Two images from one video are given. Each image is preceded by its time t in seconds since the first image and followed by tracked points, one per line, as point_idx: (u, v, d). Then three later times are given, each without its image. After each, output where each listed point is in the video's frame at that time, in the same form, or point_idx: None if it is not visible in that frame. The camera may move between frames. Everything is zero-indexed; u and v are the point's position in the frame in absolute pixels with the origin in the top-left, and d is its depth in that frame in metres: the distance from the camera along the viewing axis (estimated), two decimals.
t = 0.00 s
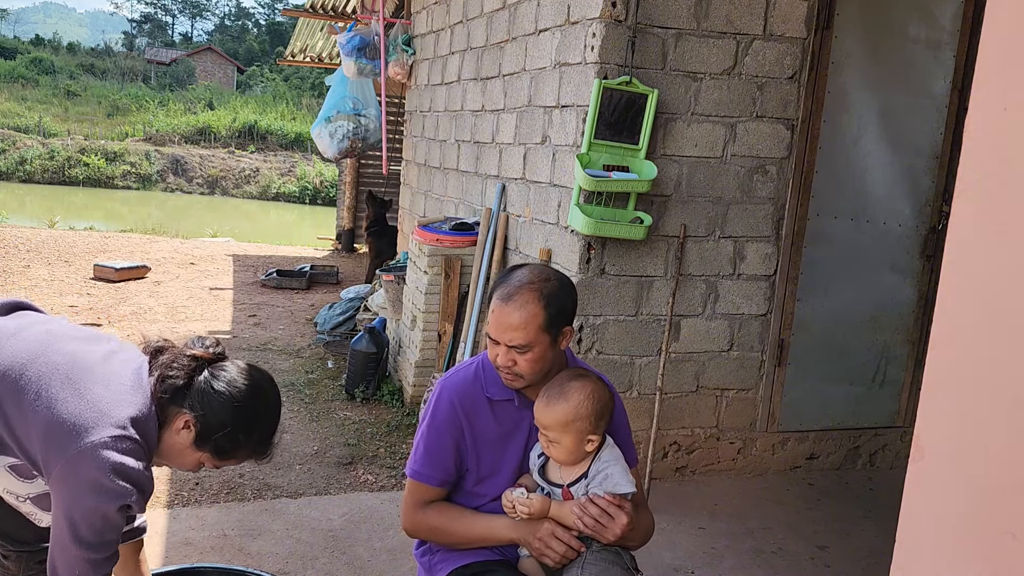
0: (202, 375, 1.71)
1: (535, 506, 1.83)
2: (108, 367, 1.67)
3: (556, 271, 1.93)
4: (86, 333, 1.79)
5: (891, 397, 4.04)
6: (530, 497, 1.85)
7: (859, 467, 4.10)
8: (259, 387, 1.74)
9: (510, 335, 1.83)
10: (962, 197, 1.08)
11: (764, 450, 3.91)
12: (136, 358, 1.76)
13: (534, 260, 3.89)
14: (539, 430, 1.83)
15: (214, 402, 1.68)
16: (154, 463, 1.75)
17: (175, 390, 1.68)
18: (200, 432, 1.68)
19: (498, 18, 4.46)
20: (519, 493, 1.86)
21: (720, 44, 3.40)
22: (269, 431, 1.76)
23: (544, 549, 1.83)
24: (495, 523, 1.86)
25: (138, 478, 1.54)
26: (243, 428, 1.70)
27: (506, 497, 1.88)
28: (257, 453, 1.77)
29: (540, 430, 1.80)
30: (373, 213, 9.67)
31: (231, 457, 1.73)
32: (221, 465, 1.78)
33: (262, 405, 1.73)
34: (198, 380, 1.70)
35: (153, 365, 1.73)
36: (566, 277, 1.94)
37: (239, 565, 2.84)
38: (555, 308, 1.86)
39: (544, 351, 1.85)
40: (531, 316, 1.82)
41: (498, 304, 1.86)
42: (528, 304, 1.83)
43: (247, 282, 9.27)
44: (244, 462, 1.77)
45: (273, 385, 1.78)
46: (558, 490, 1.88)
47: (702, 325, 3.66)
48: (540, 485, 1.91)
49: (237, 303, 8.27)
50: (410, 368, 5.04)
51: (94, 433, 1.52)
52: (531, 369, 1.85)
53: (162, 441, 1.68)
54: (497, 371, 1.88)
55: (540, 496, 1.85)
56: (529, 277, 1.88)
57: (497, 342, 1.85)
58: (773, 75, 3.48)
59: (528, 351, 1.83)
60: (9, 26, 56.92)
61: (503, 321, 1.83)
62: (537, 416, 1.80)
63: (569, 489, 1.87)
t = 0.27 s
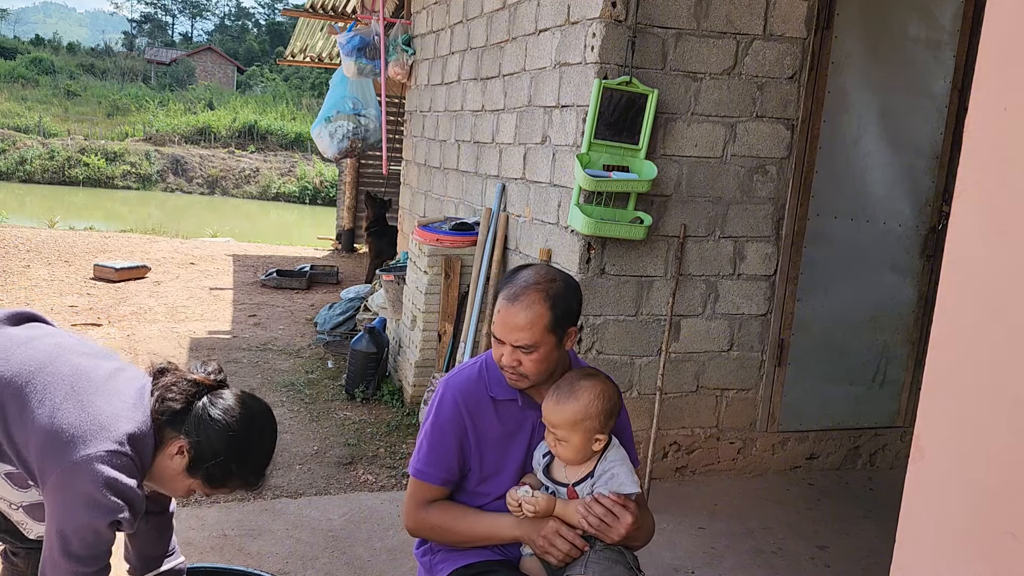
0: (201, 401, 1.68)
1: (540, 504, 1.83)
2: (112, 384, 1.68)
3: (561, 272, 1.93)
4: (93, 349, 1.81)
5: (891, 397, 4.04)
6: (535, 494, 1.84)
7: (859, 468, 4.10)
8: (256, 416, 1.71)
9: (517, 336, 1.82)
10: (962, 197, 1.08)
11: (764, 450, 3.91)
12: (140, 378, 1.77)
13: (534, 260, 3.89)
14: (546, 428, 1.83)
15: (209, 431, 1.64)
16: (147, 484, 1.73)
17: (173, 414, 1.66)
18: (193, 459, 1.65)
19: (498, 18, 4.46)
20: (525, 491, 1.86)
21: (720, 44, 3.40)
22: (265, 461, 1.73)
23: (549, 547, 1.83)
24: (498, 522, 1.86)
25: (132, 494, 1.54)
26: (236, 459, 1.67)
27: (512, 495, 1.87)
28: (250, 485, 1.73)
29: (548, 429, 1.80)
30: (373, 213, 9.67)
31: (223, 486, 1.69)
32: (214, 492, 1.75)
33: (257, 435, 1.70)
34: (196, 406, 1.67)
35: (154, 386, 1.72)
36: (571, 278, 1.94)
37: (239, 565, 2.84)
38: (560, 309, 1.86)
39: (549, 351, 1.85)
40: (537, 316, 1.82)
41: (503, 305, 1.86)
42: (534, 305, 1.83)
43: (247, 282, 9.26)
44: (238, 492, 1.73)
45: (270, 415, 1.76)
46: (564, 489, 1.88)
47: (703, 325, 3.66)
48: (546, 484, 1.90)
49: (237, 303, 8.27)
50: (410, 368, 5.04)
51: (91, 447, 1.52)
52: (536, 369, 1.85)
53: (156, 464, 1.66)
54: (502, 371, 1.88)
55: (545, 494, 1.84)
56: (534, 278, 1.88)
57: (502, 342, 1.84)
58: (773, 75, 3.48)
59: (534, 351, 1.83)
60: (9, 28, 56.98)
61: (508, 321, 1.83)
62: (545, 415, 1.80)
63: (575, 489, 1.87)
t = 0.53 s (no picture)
0: (199, 423, 1.65)
1: (545, 503, 1.82)
2: (114, 399, 1.68)
3: (563, 273, 1.94)
4: (102, 359, 1.82)
5: (891, 397, 4.04)
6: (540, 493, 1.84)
7: (859, 467, 4.10)
8: (254, 441, 1.67)
9: (520, 336, 1.82)
10: (962, 197, 1.08)
11: (764, 450, 3.91)
12: (145, 392, 1.76)
13: (534, 260, 3.89)
14: (552, 426, 1.83)
15: (204, 454, 1.61)
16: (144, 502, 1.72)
17: (169, 435, 1.63)
18: (188, 481, 1.62)
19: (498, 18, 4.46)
20: (529, 489, 1.85)
21: (720, 44, 3.40)
22: (261, 486, 1.69)
23: (552, 546, 1.83)
24: (500, 520, 1.86)
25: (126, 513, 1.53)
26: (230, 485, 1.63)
27: (516, 493, 1.87)
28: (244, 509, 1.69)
29: (554, 427, 1.81)
30: (372, 213, 9.67)
31: (215, 510, 1.66)
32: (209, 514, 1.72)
33: (253, 460, 1.66)
34: (194, 428, 1.64)
35: (156, 402, 1.70)
36: (573, 279, 1.95)
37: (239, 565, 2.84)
38: (563, 308, 1.86)
39: (552, 351, 1.85)
40: (541, 316, 1.82)
41: (506, 304, 1.86)
42: (537, 305, 1.83)
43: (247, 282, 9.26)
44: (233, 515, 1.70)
45: (271, 439, 1.72)
46: (568, 488, 1.88)
47: (703, 325, 3.66)
48: (549, 483, 1.90)
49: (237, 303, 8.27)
50: (410, 368, 5.04)
51: (87, 466, 1.52)
52: (539, 369, 1.85)
53: (151, 484, 1.64)
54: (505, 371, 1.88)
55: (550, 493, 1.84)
56: (537, 278, 1.89)
57: (504, 342, 1.84)
58: (773, 75, 3.48)
59: (537, 351, 1.83)
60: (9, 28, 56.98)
61: (511, 321, 1.83)
62: (552, 413, 1.81)
63: (579, 488, 1.87)
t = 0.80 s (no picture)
0: (202, 436, 1.65)
1: (546, 502, 1.82)
2: (121, 409, 1.67)
3: (563, 273, 1.94)
4: (110, 368, 1.81)
5: (891, 397, 4.04)
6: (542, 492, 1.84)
7: (859, 467, 4.10)
8: (255, 456, 1.67)
9: (520, 336, 1.82)
10: (961, 197, 1.08)
11: (764, 450, 3.91)
12: (152, 405, 1.75)
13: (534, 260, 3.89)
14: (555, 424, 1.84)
15: (206, 468, 1.61)
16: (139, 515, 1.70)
17: (171, 448, 1.63)
18: (187, 494, 1.62)
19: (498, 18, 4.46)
20: (531, 488, 1.85)
21: (720, 44, 3.40)
22: (261, 500, 1.69)
23: (553, 544, 1.82)
24: (500, 520, 1.86)
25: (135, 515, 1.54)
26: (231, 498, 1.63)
27: (517, 491, 1.86)
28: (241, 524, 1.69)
29: (558, 424, 1.81)
30: (372, 213, 9.67)
31: (213, 523, 1.66)
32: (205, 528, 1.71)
33: (255, 474, 1.66)
34: (196, 441, 1.64)
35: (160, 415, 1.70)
36: (573, 279, 1.94)
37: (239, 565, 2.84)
38: (563, 307, 1.86)
39: (552, 351, 1.85)
40: (541, 316, 1.82)
41: (506, 305, 1.86)
42: (537, 305, 1.83)
43: (247, 282, 9.26)
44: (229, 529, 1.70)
45: (271, 454, 1.72)
46: (570, 487, 1.88)
47: (703, 325, 3.66)
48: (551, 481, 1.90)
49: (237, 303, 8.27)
50: (410, 368, 5.04)
51: (94, 476, 1.51)
52: (539, 370, 1.85)
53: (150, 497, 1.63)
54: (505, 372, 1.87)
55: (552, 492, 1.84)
56: (538, 278, 1.88)
57: (505, 342, 1.84)
58: (773, 75, 3.48)
59: (537, 351, 1.83)
60: (9, 28, 56.98)
61: (511, 321, 1.83)
62: (556, 411, 1.81)
63: (581, 487, 1.88)
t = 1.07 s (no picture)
0: (210, 393, 1.67)
1: (547, 501, 1.81)
2: (119, 374, 1.68)
3: (563, 273, 1.94)
4: (102, 339, 1.81)
5: (891, 397, 4.04)
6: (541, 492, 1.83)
7: (859, 467, 4.10)
8: (265, 413, 1.69)
9: (521, 336, 1.82)
10: (962, 197, 1.08)
11: (764, 450, 3.91)
12: (150, 369, 1.76)
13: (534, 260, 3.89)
14: (557, 423, 1.84)
15: (215, 424, 1.63)
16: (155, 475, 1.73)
17: (181, 406, 1.66)
18: (198, 451, 1.64)
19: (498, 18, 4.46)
20: (531, 488, 1.84)
21: (720, 44, 3.40)
22: (273, 455, 1.71)
23: (553, 544, 1.82)
24: (500, 519, 1.85)
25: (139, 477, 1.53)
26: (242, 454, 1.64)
27: (517, 491, 1.86)
28: (254, 482, 1.70)
29: (560, 423, 1.81)
30: (372, 213, 9.67)
31: (226, 480, 1.68)
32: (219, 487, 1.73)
33: (265, 432, 1.67)
34: (205, 399, 1.66)
35: (163, 377, 1.72)
36: (574, 279, 1.94)
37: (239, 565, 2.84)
38: (563, 307, 1.86)
39: (552, 351, 1.85)
40: (542, 316, 1.82)
41: (507, 305, 1.86)
42: (537, 305, 1.83)
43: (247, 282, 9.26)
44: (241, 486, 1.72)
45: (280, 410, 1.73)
46: (571, 486, 1.89)
47: (703, 325, 3.66)
48: (552, 480, 1.90)
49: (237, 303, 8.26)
50: (410, 368, 5.04)
51: (97, 433, 1.52)
52: (539, 369, 1.85)
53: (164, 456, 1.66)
54: (506, 372, 1.87)
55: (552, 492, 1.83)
56: (538, 278, 1.88)
57: (505, 342, 1.84)
58: (773, 75, 3.48)
59: (537, 351, 1.83)
60: (9, 28, 56.97)
61: (512, 322, 1.83)
62: (558, 410, 1.81)
63: (581, 486, 1.88)
